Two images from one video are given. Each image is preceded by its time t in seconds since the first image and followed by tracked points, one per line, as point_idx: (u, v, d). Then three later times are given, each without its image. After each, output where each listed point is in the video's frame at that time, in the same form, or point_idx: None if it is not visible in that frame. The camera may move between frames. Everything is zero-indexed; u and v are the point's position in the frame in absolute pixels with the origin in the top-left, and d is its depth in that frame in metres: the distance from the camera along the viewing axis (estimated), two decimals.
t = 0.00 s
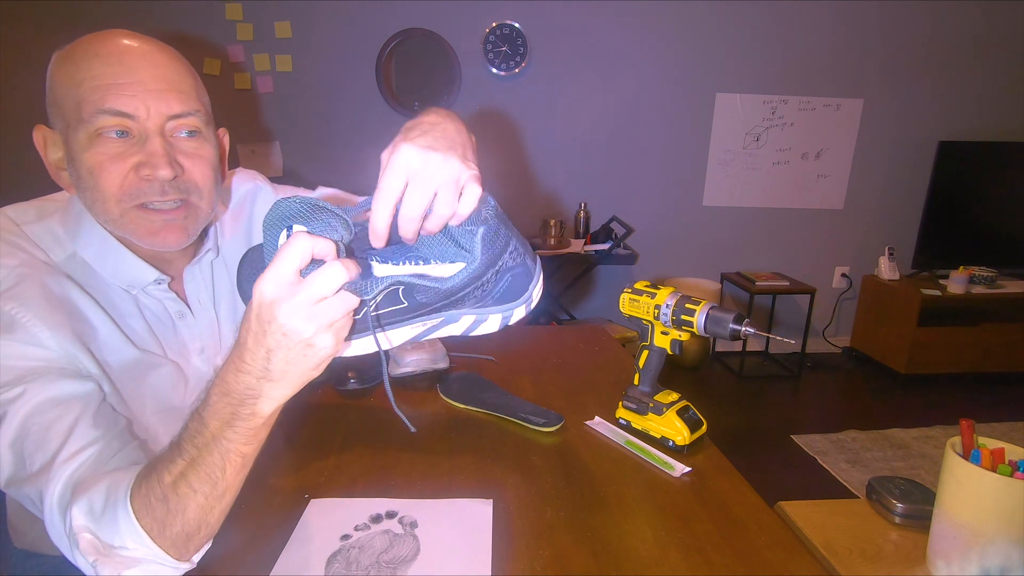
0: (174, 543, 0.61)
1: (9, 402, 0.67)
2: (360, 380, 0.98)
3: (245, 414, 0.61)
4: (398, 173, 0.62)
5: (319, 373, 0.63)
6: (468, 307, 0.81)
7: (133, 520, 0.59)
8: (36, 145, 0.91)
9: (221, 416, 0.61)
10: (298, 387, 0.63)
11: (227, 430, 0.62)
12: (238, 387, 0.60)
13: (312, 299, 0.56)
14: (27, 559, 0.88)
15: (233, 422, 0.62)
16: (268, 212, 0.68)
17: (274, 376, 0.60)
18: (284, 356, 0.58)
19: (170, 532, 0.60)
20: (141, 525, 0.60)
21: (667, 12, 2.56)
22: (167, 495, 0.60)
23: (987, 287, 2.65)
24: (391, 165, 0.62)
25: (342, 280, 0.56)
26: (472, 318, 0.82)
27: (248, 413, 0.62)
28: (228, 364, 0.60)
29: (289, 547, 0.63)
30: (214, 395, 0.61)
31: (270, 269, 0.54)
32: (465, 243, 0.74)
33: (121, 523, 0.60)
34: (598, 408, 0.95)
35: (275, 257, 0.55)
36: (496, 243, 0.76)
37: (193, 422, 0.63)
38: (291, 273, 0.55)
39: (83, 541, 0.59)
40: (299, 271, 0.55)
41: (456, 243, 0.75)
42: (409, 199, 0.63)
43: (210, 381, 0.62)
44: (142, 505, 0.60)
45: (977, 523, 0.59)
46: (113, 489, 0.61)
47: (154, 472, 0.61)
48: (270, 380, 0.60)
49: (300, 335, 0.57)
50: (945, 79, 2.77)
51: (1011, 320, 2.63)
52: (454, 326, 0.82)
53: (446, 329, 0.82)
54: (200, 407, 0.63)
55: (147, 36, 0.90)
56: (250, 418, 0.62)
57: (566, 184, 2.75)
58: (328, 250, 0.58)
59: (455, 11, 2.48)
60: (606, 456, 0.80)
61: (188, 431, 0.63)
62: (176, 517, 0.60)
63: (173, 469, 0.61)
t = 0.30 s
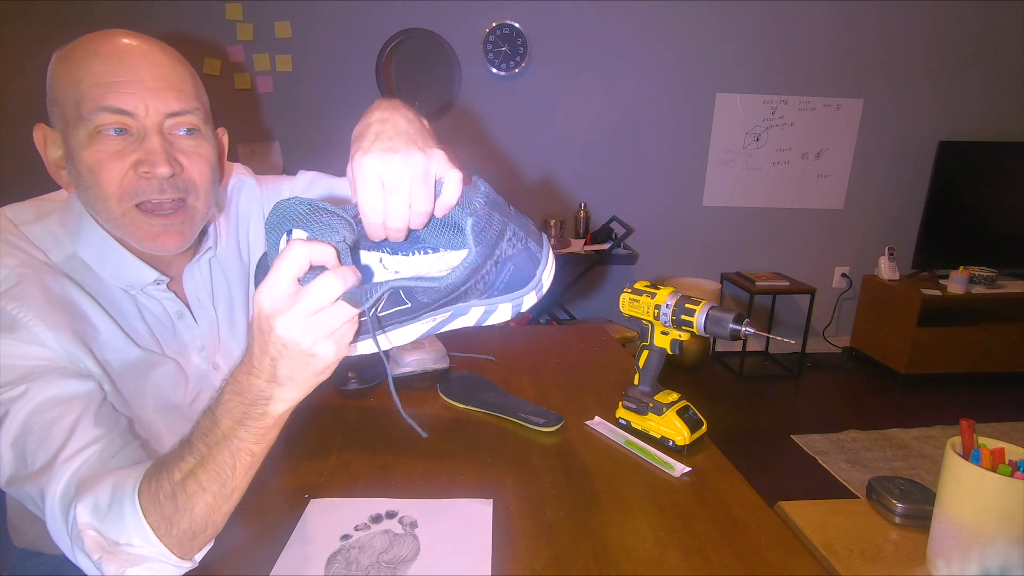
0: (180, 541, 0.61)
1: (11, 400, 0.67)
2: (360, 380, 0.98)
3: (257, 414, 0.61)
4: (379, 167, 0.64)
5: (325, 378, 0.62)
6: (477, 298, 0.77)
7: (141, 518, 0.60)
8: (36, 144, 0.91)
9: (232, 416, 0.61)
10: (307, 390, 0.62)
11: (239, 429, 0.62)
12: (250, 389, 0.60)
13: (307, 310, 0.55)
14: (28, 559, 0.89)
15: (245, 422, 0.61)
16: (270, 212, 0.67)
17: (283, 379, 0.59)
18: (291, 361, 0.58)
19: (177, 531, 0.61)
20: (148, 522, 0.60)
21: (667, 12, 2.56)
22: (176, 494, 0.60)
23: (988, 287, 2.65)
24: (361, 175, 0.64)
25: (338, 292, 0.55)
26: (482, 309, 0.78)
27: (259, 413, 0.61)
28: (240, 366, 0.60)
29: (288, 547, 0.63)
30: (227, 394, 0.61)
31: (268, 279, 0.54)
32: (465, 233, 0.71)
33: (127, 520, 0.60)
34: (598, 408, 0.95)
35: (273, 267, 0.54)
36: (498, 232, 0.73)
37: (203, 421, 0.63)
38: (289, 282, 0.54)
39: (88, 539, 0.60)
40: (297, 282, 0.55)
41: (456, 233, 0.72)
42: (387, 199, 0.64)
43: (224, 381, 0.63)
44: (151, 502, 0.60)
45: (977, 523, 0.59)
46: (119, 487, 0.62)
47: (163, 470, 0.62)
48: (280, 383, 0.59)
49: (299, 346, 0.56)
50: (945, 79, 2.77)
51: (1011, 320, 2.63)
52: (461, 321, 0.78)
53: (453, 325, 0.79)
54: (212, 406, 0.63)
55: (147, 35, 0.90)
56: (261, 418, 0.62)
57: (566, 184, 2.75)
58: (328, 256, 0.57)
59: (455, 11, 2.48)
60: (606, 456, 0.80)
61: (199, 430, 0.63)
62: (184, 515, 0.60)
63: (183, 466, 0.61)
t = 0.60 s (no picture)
0: (185, 542, 0.61)
1: (11, 401, 0.67)
2: (360, 379, 0.99)
3: (275, 422, 0.63)
4: (395, 165, 0.66)
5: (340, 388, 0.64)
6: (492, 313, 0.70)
7: (146, 520, 0.60)
8: (32, 145, 0.91)
9: (250, 425, 0.62)
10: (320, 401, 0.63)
11: (257, 435, 0.63)
12: (268, 400, 0.61)
13: (326, 339, 0.55)
14: (27, 559, 0.88)
15: (263, 429, 0.63)
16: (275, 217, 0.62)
17: (303, 395, 0.61)
18: (310, 380, 0.59)
19: (183, 532, 0.61)
20: (153, 524, 0.60)
21: (667, 12, 2.56)
22: (185, 497, 0.61)
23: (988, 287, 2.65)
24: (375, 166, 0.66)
25: (355, 321, 0.55)
26: (494, 321, 0.71)
27: (278, 420, 0.63)
28: (253, 378, 0.60)
29: (289, 547, 0.63)
30: (242, 403, 0.62)
31: (284, 310, 0.53)
32: (484, 241, 0.67)
33: (132, 522, 0.60)
34: (599, 408, 0.95)
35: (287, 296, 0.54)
36: (523, 244, 0.67)
37: (215, 427, 0.64)
38: (305, 313, 0.54)
39: (92, 540, 0.60)
40: (314, 311, 0.55)
41: (471, 239, 0.68)
42: (397, 194, 0.64)
43: (234, 389, 0.63)
44: (156, 503, 0.61)
45: (978, 523, 0.59)
46: (122, 488, 0.62)
47: (171, 474, 0.62)
48: (298, 397, 0.61)
49: (318, 369, 0.58)
50: (945, 79, 2.77)
51: (1011, 320, 2.63)
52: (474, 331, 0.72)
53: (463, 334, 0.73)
54: (223, 413, 0.63)
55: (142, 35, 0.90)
56: (279, 425, 0.64)
57: (566, 184, 2.75)
58: (342, 277, 0.56)
59: (455, 11, 2.48)
60: (606, 456, 0.80)
61: (211, 435, 0.63)
62: (192, 516, 0.61)
63: (193, 471, 0.62)
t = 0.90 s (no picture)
0: (188, 539, 0.61)
1: (12, 400, 0.67)
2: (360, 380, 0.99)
3: (283, 415, 0.64)
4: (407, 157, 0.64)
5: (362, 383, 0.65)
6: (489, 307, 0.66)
7: (146, 520, 0.60)
8: (34, 147, 0.91)
9: (255, 421, 0.63)
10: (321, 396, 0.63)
11: (262, 431, 0.64)
12: (273, 397, 0.61)
13: (347, 349, 0.56)
14: (27, 559, 0.88)
15: (269, 424, 0.64)
16: (279, 221, 0.61)
17: (315, 391, 0.61)
18: (323, 381, 0.59)
19: (186, 530, 0.61)
20: (154, 524, 0.60)
21: (667, 12, 2.56)
22: (189, 495, 0.61)
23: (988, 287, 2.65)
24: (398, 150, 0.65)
25: (374, 330, 0.55)
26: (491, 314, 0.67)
27: (285, 414, 0.64)
28: (254, 376, 0.61)
29: (289, 547, 0.63)
30: (246, 402, 0.62)
31: (302, 326, 0.54)
32: (482, 236, 0.62)
33: (133, 521, 0.60)
34: (599, 408, 0.95)
35: (303, 312, 0.54)
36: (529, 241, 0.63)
37: (217, 427, 0.64)
38: (323, 325, 0.54)
39: (92, 540, 0.60)
40: (331, 322, 0.55)
41: (464, 231, 0.63)
42: (413, 181, 0.61)
43: (236, 389, 0.63)
44: (157, 503, 0.61)
45: (978, 523, 0.59)
46: (123, 488, 0.62)
47: (172, 473, 0.62)
48: (311, 393, 0.61)
49: (344, 373, 0.59)
50: (945, 80, 2.77)
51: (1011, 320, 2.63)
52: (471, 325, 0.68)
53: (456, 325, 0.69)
54: (226, 413, 0.63)
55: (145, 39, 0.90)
56: (286, 418, 0.64)
57: (566, 184, 2.75)
58: (352, 283, 0.55)
59: (456, 11, 2.48)
60: (606, 455, 0.80)
61: (213, 434, 0.63)
62: (195, 514, 0.61)
63: (197, 470, 0.62)
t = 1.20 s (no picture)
0: (184, 540, 0.62)
1: (10, 401, 0.67)
2: (360, 380, 0.99)
3: (274, 416, 0.64)
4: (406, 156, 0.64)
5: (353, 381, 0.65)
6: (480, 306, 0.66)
7: (143, 521, 0.60)
8: (35, 148, 0.91)
9: (247, 421, 0.63)
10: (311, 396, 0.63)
11: (254, 431, 0.64)
12: (264, 397, 0.61)
13: (337, 350, 0.56)
14: (27, 559, 0.88)
15: (261, 424, 0.64)
16: (262, 225, 0.61)
17: (306, 391, 0.61)
18: (316, 382, 0.59)
19: (182, 530, 0.61)
20: (150, 525, 0.61)
21: (667, 12, 2.56)
22: (184, 496, 0.61)
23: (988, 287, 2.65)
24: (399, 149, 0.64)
25: (363, 330, 0.55)
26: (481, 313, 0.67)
27: (277, 414, 0.64)
28: (246, 377, 0.61)
29: (288, 547, 0.63)
30: (238, 402, 0.62)
31: (290, 330, 0.54)
32: (474, 235, 0.61)
33: (129, 523, 0.60)
34: (599, 408, 0.95)
35: (290, 315, 0.54)
36: (523, 240, 0.63)
37: (211, 427, 0.64)
38: (311, 328, 0.54)
39: (89, 541, 0.60)
40: (320, 324, 0.55)
41: (455, 230, 0.62)
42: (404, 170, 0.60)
43: (228, 390, 0.63)
44: (154, 505, 0.61)
45: (978, 523, 0.59)
46: (121, 489, 0.62)
47: (169, 474, 0.62)
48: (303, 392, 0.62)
49: (336, 373, 0.59)
50: (945, 80, 2.77)
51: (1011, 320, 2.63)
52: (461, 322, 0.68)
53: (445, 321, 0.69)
54: (218, 414, 0.63)
55: (148, 41, 0.90)
56: (278, 418, 0.64)
57: (566, 184, 2.75)
58: (339, 283, 0.55)
59: (456, 11, 2.48)
60: (604, 456, 0.80)
61: (207, 436, 0.63)
62: (192, 514, 0.61)
63: (192, 472, 0.62)
